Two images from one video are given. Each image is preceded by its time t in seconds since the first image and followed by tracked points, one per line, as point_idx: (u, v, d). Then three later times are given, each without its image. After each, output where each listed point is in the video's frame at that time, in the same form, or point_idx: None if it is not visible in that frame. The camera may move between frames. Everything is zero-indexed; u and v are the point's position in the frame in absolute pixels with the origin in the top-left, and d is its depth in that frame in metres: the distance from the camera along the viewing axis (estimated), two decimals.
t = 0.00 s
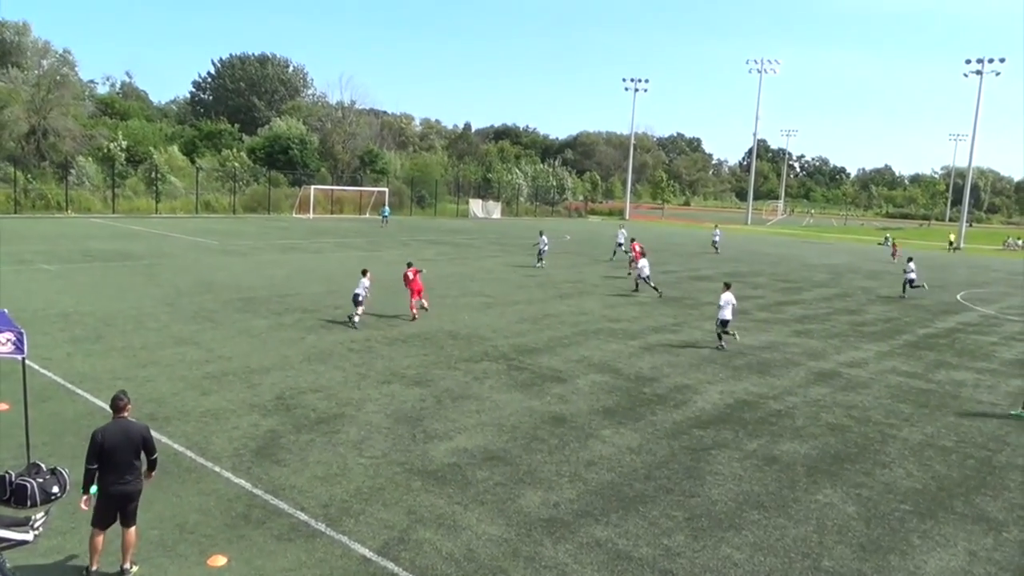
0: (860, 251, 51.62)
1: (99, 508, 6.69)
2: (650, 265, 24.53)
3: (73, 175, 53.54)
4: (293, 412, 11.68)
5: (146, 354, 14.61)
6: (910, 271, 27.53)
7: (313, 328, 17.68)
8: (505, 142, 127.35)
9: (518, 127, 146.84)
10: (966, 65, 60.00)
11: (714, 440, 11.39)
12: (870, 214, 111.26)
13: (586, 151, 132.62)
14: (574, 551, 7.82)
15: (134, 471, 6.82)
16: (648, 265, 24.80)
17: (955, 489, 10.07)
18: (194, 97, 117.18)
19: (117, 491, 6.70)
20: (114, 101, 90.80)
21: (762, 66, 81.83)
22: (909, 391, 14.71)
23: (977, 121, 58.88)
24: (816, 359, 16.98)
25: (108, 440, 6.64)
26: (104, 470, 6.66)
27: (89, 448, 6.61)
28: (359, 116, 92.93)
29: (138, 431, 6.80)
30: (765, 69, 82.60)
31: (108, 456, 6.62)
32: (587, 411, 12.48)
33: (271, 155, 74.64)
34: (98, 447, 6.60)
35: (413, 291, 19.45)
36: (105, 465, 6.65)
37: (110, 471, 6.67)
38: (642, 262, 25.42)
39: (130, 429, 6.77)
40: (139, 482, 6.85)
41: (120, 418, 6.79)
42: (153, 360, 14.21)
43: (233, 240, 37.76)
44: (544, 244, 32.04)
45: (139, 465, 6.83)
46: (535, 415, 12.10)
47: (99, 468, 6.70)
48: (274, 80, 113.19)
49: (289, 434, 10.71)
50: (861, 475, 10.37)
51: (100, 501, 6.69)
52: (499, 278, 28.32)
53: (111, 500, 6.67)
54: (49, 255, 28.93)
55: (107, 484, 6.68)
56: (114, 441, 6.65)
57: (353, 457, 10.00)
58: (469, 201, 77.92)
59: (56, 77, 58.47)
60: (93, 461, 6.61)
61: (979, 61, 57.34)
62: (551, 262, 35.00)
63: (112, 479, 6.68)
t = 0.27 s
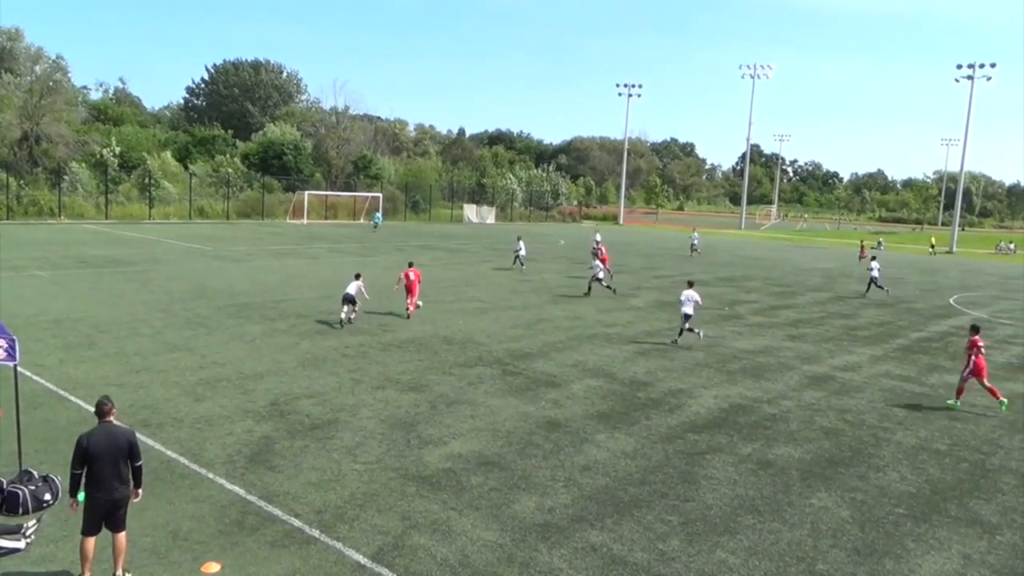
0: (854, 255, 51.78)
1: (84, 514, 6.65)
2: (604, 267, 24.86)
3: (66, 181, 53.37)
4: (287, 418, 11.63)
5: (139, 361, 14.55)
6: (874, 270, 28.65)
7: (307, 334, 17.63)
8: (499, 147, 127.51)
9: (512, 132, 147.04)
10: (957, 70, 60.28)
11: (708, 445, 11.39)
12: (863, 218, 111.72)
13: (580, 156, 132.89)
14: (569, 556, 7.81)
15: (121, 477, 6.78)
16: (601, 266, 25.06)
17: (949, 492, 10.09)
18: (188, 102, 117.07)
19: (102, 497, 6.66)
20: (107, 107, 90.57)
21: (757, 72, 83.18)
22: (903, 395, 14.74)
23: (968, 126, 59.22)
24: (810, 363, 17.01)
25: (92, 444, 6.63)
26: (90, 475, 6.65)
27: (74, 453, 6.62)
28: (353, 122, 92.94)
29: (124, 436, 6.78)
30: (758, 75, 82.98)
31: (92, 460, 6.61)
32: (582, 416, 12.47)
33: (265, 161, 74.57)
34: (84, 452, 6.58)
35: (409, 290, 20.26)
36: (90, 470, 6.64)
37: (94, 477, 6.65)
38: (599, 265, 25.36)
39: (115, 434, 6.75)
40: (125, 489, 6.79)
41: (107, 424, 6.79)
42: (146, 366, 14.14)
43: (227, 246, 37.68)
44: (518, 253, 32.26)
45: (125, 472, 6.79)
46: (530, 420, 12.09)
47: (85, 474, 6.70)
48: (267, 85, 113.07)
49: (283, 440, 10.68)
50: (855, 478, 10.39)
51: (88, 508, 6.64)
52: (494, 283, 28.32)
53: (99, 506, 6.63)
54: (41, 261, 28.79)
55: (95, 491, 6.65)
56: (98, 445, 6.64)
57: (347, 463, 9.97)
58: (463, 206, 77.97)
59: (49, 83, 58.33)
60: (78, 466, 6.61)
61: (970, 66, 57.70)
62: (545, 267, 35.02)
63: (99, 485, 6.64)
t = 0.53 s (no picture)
0: (849, 251, 51.87)
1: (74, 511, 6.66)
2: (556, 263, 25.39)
3: (60, 179, 53.23)
4: (283, 415, 11.62)
5: (134, 359, 14.53)
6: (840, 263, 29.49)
7: (303, 331, 17.61)
8: (495, 144, 127.45)
9: (508, 129, 147.01)
10: (951, 66, 60.36)
11: (704, 441, 11.41)
12: (858, 214, 111.96)
13: (576, 153, 132.93)
14: (566, 552, 7.82)
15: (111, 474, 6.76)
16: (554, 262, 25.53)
17: (945, 487, 10.13)
18: (182, 100, 116.78)
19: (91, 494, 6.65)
20: (101, 104, 90.28)
21: (751, 67, 87.31)
22: (899, 390, 14.79)
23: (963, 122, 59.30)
24: (806, 359, 17.05)
25: (82, 441, 6.63)
26: (80, 472, 6.64)
27: (65, 450, 6.62)
28: (349, 119, 92.83)
29: (114, 433, 6.76)
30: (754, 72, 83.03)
31: (82, 458, 6.60)
32: (579, 412, 12.48)
33: (260, 158, 74.41)
34: (73, 449, 6.59)
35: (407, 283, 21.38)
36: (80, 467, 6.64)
37: (84, 474, 6.64)
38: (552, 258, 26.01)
39: (105, 432, 6.73)
40: (115, 487, 6.77)
41: (97, 421, 6.78)
42: (141, 364, 14.12)
43: (222, 244, 37.62)
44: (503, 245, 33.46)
45: (116, 469, 6.78)
46: (526, 417, 12.09)
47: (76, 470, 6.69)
48: (262, 83, 112.87)
49: (279, 438, 10.67)
50: (851, 474, 10.42)
51: (78, 506, 6.64)
52: (490, 280, 28.31)
53: (88, 504, 6.61)
54: (36, 259, 28.70)
55: (85, 488, 6.64)
56: (87, 443, 6.63)
57: (343, 460, 9.97)
58: (459, 203, 77.92)
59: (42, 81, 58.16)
60: (69, 463, 6.62)
61: (964, 62, 57.82)
62: (541, 263, 35.01)
63: (89, 483, 6.64)
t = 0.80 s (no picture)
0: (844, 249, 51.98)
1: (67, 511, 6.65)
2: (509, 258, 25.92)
3: (54, 178, 53.02)
4: (279, 414, 11.60)
5: (129, 358, 14.50)
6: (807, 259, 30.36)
7: (298, 330, 17.60)
8: (490, 142, 127.32)
9: (503, 127, 146.85)
10: (945, 64, 60.43)
11: (700, 439, 11.43)
12: (853, 212, 112.18)
13: (571, 151, 132.82)
14: (562, 551, 7.83)
15: (104, 473, 6.75)
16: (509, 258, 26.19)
17: (939, 484, 10.17)
18: (177, 98, 116.36)
19: (84, 494, 6.63)
20: (95, 102, 89.93)
21: (745, 66, 84.12)
22: (893, 387, 14.90)
23: (957, 121, 59.21)
24: (801, 357, 17.09)
25: (71, 441, 6.61)
26: (70, 472, 6.63)
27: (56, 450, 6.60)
28: (344, 117, 92.61)
29: (105, 433, 6.74)
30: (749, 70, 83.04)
31: (72, 456, 6.59)
32: (574, 410, 12.49)
33: (255, 156, 74.20)
34: (63, 449, 6.58)
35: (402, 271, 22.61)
36: (71, 467, 6.62)
37: (76, 474, 6.63)
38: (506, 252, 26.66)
39: (96, 431, 6.71)
40: (108, 487, 6.75)
41: (88, 420, 6.75)
42: (136, 363, 14.09)
43: (217, 243, 37.50)
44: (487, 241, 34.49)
45: (109, 468, 6.77)
46: (522, 415, 12.09)
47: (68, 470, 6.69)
48: (257, 81, 112.55)
49: (275, 437, 10.65)
50: (846, 471, 10.46)
51: (70, 505, 6.62)
52: (487, 279, 28.30)
53: (79, 503, 6.59)
54: (29, 258, 28.57)
55: (76, 487, 6.63)
56: (78, 442, 6.61)
57: (339, 458, 9.96)
58: (454, 201, 77.83)
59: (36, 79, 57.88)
60: (59, 462, 6.60)
61: (959, 60, 57.84)
62: (537, 262, 35.01)
63: (80, 482, 6.62)
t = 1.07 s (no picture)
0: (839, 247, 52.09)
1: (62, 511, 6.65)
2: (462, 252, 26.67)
3: (48, 178, 52.85)
4: (274, 414, 11.59)
5: (125, 358, 14.46)
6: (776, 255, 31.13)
7: (294, 330, 17.58)
8: (486, 141, 127.29)
9: (499, 126, 146.78)
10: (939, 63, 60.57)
11: (696, 437, 11.45)
12: (848, 211, 112.41)
13: (567, 150, 132.74)
14: (559, 549, 7.83)
15: (98, 474, 6.73)
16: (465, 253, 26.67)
17: (934, 481, 10.20)
18: (171, 98, 116.11)
19: (79, 495, 6.63)
20: (89, 102, 89.68)
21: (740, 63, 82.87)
22: (888, 384, 14.94)
23: (952, 119, 59.27)
24: (796, 355, 17.13)
25: (64, 441, 6.60)
26: (64, 472, 6.63)
27: (50, 450, 6.60)
28: (340, 116, 92.48)
29: (98, 433, 6.71)
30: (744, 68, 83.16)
31: (65, 458, 6.58)
32: (570, 409, 12.50)
33: (250, 156, 74.06)
34: (56, 449, 6.57)
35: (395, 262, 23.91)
36: (65, 468, 6.62)
37: (70, 475, 6.62)
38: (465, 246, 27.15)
39: (89, 432, 6.68)
40: (103, 488, 6.74)
41: (81, 421, 6.72)
42: (131, 364, 14.06)
43: (212, 242, 37.41)
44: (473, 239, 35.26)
45: (103, 469, 6.74)
46: (518, 414, 12.09)
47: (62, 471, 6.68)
48: (252, 80, 112.36)
49: (271, 436, 10.64)
50: (842, 468, 10.49)
51: (65, 506, 6.62)
52: (483, 277, 28.28)
53: (73, 504, 6.59)
54: (23, 259, 28.47)
55: (71, 488, 6.62)
56: (70, 443, 6.59)
57: (336, 458, 9.95)
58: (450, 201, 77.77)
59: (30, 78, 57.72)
60: (53, 462, 6.59)
61: (953, 59, 57.94)
62: (534, 261, 35.02)
63: (74, 483, 6.62)
